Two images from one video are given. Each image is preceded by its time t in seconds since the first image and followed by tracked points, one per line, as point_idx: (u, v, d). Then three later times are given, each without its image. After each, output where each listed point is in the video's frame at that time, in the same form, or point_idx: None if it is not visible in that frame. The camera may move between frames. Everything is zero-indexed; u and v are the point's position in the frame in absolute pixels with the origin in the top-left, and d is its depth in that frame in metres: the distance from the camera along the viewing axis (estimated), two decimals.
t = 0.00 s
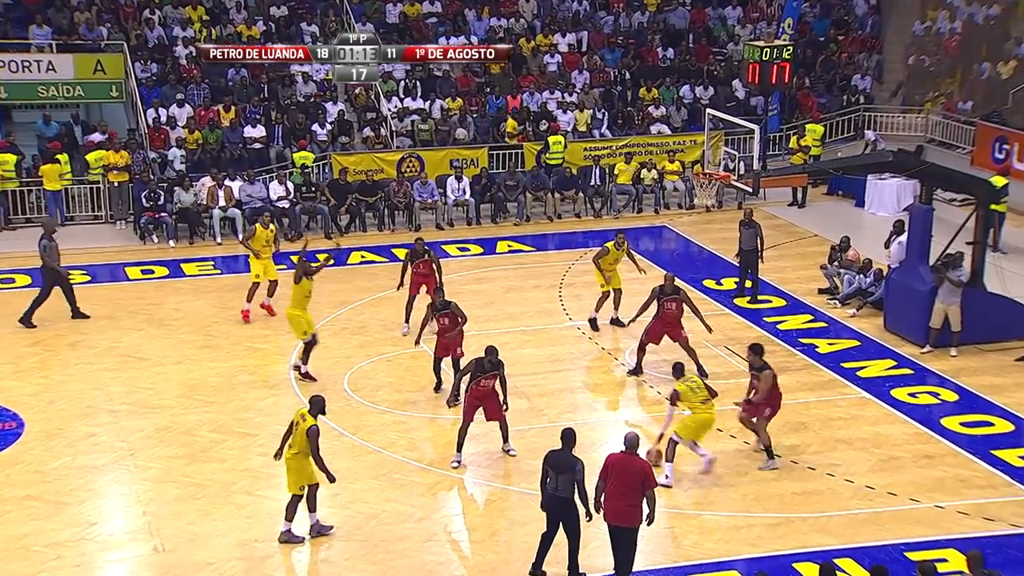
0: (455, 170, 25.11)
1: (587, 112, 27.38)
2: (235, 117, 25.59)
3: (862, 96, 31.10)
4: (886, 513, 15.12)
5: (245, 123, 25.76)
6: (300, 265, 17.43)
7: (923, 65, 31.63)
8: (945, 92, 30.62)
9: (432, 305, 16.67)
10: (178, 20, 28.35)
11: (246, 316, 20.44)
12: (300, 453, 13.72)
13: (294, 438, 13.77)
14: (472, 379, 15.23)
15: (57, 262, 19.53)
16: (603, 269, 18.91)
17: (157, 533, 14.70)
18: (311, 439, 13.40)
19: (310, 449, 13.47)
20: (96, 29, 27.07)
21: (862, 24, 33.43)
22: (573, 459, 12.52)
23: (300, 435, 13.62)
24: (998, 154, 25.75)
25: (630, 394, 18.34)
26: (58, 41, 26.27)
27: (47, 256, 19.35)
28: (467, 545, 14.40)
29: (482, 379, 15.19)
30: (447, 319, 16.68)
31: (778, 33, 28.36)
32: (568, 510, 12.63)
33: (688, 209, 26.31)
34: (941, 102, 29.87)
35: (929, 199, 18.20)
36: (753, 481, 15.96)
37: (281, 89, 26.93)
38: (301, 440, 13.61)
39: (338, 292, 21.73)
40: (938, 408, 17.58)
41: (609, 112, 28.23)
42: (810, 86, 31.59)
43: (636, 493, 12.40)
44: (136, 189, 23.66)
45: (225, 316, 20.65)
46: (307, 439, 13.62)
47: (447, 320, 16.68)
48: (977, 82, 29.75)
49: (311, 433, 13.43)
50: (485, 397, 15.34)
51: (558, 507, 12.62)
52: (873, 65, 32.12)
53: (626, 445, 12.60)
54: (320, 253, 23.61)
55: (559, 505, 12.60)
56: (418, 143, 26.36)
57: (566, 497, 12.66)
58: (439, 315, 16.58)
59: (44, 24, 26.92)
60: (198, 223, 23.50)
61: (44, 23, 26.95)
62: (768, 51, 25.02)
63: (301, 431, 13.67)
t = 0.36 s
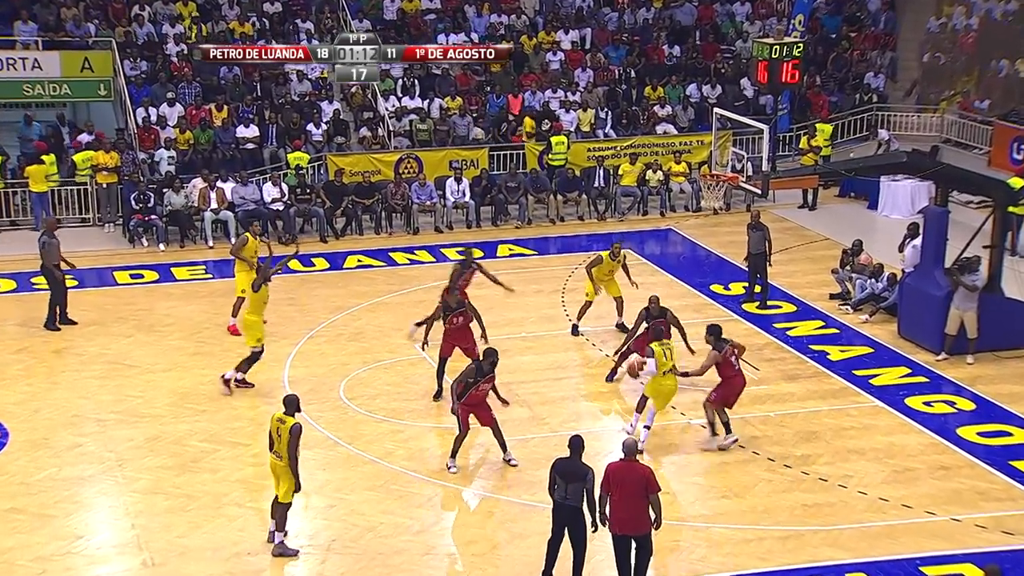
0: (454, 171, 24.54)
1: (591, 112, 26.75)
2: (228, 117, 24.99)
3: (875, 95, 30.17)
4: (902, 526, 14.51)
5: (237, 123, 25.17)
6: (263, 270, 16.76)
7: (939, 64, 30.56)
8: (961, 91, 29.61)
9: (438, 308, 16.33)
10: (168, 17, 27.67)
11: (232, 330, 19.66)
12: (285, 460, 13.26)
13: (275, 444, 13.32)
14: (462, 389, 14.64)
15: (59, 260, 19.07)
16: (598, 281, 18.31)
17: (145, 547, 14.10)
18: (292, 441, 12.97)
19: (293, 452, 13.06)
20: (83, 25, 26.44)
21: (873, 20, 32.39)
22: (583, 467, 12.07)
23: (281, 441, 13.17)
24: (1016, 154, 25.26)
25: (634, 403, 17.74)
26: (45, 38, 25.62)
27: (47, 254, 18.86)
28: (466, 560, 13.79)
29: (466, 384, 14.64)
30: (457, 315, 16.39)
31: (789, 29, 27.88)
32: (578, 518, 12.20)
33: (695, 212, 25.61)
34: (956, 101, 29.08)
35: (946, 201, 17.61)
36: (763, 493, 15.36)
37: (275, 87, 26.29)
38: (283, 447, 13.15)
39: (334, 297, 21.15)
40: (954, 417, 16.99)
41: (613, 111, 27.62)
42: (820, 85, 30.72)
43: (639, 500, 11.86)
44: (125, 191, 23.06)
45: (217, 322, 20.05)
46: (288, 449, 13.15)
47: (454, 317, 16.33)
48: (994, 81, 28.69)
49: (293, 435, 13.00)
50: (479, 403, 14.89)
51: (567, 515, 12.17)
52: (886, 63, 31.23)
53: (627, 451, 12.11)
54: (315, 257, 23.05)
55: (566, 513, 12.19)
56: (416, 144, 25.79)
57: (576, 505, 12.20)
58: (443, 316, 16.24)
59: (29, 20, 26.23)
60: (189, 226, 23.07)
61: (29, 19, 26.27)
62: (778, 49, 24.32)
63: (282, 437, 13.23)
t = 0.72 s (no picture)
0: (452, 176, 23.98)
1: (592, 114, 26.28)
2: (218, 119, 24.38)
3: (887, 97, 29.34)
4: (916, 542, 13.96)
5: (229, 126, 24.56)
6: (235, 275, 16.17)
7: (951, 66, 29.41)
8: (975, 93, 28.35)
9: (440, 318, 16.08)
10: (157, 17, 26.97)
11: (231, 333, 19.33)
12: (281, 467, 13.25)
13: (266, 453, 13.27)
14: (455, 395, 14.54)
15: (42, 266, 18.54)
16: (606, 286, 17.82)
17: (131, 564, 13.53)
18: (286, 443, 13.01)
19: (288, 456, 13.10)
20: (69, 24, 25.68)
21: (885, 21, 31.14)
22: (574, 474, 11.99)
23: (273, 447, 13.14)
24: None
25: (638, 415, 17.18)
26: (29, 38, 24.95)
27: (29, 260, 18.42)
28: None
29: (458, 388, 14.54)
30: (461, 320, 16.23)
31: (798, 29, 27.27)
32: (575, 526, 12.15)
33: (700, 219, 25.24)
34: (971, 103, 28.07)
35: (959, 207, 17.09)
36: (772, 507, 14.81)
37: (266, 89, 25.60)
38: (276, 453, 13.13)
39: (328, 305, 20.58)
40: (969, 430, 16.44)
41: (616, 114, 27.03)
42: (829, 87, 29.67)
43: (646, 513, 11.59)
44: (112, 196, 22.44)
45: (208, 332, 19.48)
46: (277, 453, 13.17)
47: (457, 326, 16.10)
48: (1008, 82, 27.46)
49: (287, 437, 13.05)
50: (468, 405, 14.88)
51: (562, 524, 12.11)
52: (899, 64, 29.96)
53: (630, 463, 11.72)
54: (309, 264, 22.48)
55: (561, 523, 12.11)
56: (413, 147, 25.22)
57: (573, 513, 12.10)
58: (445, 326, 16.00)
59: (13, 20, 25.54)
60: (178, 232, 22.55)
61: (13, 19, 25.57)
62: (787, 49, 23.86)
63: (272, 445, 13.18)
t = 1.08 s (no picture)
0: (450, 181, 23.42)
1: (594, 117, 25.78)
2: (209, 122, 23.82)
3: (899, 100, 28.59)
4: (932, 560, 13.39)
5: (219, 129, 23.99)
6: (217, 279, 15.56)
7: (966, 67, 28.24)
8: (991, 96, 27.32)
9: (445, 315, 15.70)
10: (145, 16, 26.32)
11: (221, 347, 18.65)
12: (279, 478, 12.82)
13: (262, 465, 12.84)
14: (455, 402, 14.08)
15: None
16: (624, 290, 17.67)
17: None
18: (288, 455, 12.66)
19: (288, 469, 12.72)
20: (54, 25, 24.99)
21: (897, 20, 30.37)
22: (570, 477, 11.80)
23: (273, 459, 12.73)
24: None
25: (642, 428, 16.62)
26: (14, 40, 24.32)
27: None
28: None
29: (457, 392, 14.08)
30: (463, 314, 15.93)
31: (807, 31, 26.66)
32: (574, 530, 11.99)
33: (706, 225, 24.55)
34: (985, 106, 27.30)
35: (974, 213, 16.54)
36: (782, 523, 14.24)
37: (258, 92, 24.98)
38: (277, 465, 12.71)
39: (323, 314, 20.01)
40: (985, 444, 15.88)
41: (619, 118, 26.47)
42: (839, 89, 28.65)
43: (657, 530, 11.10)
44: (98, 202, 21.86)
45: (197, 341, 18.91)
46: (274, 462, 12.76)
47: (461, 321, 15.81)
48: None
49: (287, 450, 12.70)
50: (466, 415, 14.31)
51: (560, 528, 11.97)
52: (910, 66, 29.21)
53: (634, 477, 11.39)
54: (302, 272, 21.91)
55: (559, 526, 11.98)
56: (409, 151, 24.68)
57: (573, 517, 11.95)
58: (452, 322, 15.68)
59: None
60: (166, 239, 21.98)
61: None
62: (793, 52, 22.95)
63: (270, 457, 12.76)
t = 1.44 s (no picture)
0: (448, 187, 22.84)
1: (598, 121, 25.18)
2: (198, 127, 23.26)
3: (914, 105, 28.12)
4: None
5: (210, 134, 23.40)
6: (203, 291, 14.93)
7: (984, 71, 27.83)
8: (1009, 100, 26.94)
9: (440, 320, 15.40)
10: (133, 17, 25.70)
11: (230, 364, 17.81)
12: (275, 495, 12.38)
13: (258, 482, 12.40)
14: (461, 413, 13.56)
15: None
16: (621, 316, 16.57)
17: None
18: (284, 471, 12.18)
19: (284, 485, 12.26)
20: (38, 25, 24.31)
21: (910, 22, 29.81)
22: (578, 492, 11.32)
23: (269, 475, 12.29)
24: None
25: (647, 443, 16.01)
26: None
27: None
28: None
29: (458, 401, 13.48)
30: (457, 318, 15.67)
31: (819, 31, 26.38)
32: (580, 549, 11.42)
33: (712, 232, 24.09)
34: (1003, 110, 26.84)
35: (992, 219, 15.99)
36: (794, 542, 13.64)
37: (250, 95, 24.37)
38: (273, 481, 12.26)
39: (316, 325, 19.42)
40: (1003, 460, 15.29)
41: (623, 122, 25.89)
42: (850, 92, 28.26)
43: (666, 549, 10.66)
44: (83, 209, 21.27)
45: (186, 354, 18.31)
46: (271, 479, 12.32)
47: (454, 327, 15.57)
48: None
49: (283, 466, 12.22)
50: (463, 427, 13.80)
51: (567, 546, 11.36)
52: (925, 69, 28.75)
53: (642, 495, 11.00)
54: (294, 281, 21.33)
55: (564, 546, 11.39)
56: (406, 157, 24.08)
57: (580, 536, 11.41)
58: (446, 326, 15.41)
59: None
60: (154, 247, 21.42)
61: None
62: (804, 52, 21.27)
63: (265, 472, 12.32)
